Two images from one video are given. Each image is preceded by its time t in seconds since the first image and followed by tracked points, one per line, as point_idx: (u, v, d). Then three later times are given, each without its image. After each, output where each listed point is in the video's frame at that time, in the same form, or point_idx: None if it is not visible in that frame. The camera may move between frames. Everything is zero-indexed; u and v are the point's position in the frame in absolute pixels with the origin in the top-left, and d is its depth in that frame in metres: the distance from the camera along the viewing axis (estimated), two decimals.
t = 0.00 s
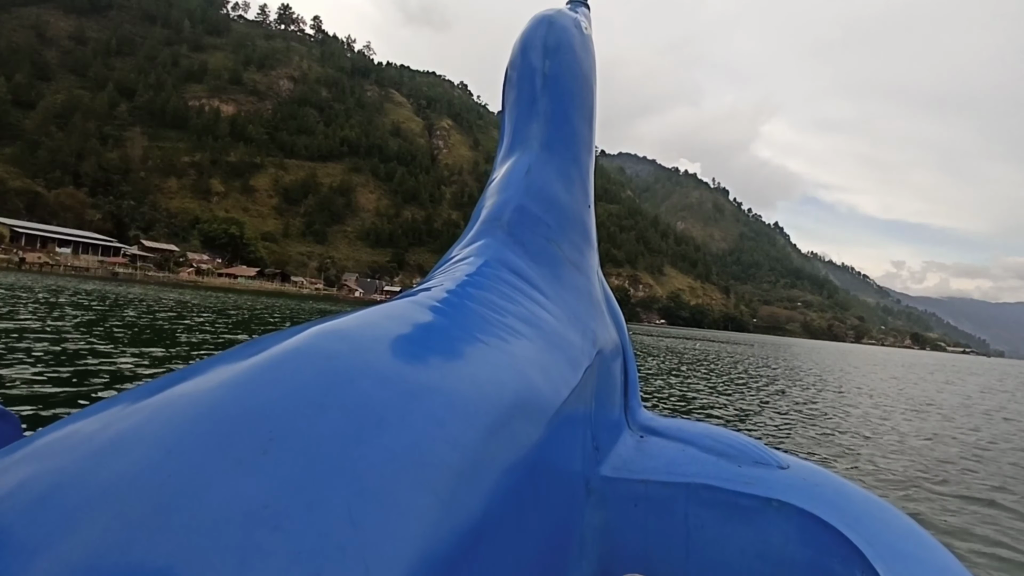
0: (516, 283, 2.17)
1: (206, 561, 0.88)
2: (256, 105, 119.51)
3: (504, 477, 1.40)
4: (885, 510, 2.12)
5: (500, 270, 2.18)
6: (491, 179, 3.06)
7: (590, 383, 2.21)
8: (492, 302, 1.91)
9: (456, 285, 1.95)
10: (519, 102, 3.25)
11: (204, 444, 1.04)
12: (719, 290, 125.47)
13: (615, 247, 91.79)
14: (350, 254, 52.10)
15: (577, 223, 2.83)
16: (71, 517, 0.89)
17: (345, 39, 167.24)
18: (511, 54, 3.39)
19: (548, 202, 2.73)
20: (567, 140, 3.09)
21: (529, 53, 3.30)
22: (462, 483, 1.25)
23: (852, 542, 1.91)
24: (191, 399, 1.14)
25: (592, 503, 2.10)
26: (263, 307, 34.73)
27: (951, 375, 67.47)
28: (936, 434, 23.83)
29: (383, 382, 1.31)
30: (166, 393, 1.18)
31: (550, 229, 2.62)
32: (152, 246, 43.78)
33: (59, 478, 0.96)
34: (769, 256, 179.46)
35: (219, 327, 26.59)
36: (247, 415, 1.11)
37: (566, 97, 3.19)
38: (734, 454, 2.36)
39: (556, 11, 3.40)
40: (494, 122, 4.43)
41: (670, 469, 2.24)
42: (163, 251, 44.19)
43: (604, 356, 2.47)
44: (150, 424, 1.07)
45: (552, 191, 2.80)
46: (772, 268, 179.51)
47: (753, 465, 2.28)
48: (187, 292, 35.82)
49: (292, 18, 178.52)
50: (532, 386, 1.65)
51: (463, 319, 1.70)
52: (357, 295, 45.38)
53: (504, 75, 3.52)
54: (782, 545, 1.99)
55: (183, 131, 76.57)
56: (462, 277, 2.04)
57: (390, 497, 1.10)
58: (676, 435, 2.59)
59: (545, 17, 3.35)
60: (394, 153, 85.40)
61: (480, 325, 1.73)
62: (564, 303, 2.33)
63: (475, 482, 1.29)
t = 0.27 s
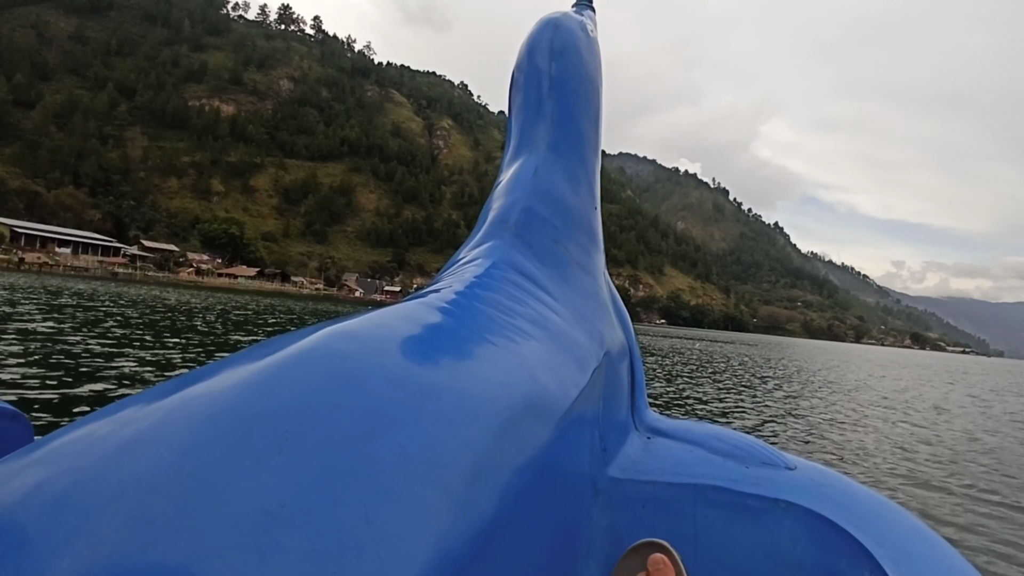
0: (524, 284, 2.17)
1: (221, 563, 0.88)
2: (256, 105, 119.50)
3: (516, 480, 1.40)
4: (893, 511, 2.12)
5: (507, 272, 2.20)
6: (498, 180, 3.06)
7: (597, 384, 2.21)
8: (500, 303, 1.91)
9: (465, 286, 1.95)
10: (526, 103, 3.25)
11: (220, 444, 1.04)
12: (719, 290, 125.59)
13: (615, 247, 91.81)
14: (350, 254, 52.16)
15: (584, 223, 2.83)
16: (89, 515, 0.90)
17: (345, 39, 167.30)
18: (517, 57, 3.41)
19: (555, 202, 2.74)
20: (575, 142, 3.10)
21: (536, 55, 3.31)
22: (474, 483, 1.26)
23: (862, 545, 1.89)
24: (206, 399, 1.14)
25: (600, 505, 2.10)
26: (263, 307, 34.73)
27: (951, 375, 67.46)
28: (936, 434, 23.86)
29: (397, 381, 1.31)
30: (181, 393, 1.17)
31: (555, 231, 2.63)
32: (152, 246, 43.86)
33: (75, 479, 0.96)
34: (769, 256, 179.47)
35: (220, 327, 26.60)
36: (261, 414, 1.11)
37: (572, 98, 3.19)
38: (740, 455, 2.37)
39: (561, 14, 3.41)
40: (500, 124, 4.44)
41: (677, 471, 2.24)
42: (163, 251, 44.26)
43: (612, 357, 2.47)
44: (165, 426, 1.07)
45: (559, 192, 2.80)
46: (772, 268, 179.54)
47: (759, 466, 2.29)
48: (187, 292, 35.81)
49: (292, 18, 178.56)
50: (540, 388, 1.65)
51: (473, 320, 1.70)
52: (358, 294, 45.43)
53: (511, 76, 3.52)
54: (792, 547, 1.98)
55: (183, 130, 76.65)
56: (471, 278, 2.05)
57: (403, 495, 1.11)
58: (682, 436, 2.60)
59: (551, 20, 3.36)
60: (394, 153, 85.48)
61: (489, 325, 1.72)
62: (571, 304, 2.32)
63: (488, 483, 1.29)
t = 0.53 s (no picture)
0: (529, 288, 2.17)
1: (232, 564, 0.87)
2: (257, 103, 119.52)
3: (521, 480, 1.40)
4: (895, 514, 2.12)
5: (513, 274, 2.19)
6: (503, 183, 3.06)
7: (602, 386, 2.21)
8: (504, 305, 1.91)
9: (470, 288, 1.95)
10: (531, 107, 3.26)
11: (230, 444, 1.04)
12: (719, 292, 125.60)
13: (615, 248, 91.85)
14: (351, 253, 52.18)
15: (588, 226, 2.83)
16: (96, 522, 0.89)
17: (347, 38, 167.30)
18: (521, 60, 3.41)
19: (558, 205, 2.74)
20: (579, 144, 3.10)
21: (541, 59, 3.32)
22: (482, 483, 1.25)
23: (866, 549, 1.89)
24: (215, 400, 1.14)
25: (602, 508, 2.10)
26: (264, 305, 34.76)
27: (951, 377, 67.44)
28: (935, 436, 23.91)
29: (404, 382, 1.31)
30: (191, 394, 1.17)
31: (560, 233, 2.63)
32: (152, 244, 43.88)
33: (86, 480, 0.96)
34: (769, 257, 179.52)
35: (220, 325, 26.58)
36: (268, 413, 1.11)
37: (577, 100, 3.19)
38: (742, 458, 2.37)
39: (567, 18, 3.42)
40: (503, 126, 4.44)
41: (681, 472, 2.24)
42: (163, 249, 44.28)
43: (617, 360, 2.47)
44: (175, 428, 1.07)
45: (564, 196, 2.80)
46: (772, 269, 179.52)
47: (763, 469, 2.28)
48: (187, 290, 35.78)
49: (293, 17, 178.51)
50: (546, 390, 1.65)
51: (477, 322, 1.70)
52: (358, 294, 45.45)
53: (514, 79, 3.53)
54: (793, 549, 1.98)
55: (184, 128, 76.65)
56: (476, 280, 2.04)
57: (413, 495, 1.11)
58: (686, 439, 2.59)
59: (557, 24, 3.37)
60: (395, 152, 85.49)
61: (494, 327, 1.72)
62: (576, 306, 2.33)
63: (494, 482, 1.30)
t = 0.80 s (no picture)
0: (526, 287, 2.17)
1: (234, 556, 0.88)
2: (258, 102, 119.51)
3: (519, 477, 1.41)
4: (890, 516, 2.12)
5: (510, 274, 2.19)
6: (501, 183, 3.06)
7: (599, 386, 2.21)
8: (501, 304, 1.92)
9: (467, 288, 1.95)
10: (530, 107, 3.26)
11: (224, 442, 1.04)
12: (719, 293, 125.61)
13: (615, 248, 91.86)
14: (351, 253, 52.21)
15: (586, 226, 2.84)
16: (103, 509, 0.90)
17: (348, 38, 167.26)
18: (521, 61, 3.41)
19: (557, 206, 2.74)
20: (578, 145, 3.10)
21: (540, 60, 3.32)
22: (480, 480, 1.26)
23: (859, 549, 1.90)
24: (218, 396, 1.14)
25: (599, 507, 2.10)
26: (264, 304, 34.78)
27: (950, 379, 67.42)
28: (935, 439, 23.90)
29: (400, 382, 1.31)
30: (189, 391, 1.17)
31: (558, 233, 2.63)
32: (152, 242, 43.88)
33: (84, 473, 0.97)
34: (769, 258, 179.47)
35: (220, 324, 26.57)
36: (265, 415, 1.11)
37: (576, 102, 3.20)
38: (738, 458, 2.37)
39: (566, 19, 3.42)
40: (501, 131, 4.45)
41: (678, 472, 2.24)
42: (163, 247, 44.29)
43: (613, 360, 2.47)
44: (172, 424, 1.07)
45: (562, 196, 2.80)
46: (772, 270, 179.51)
47: (758, 470, 2.28)
48: (186, 289, 35.72)
49: (294, 16, 178.43)
50: (543, 389, 1.65)
51: (476, 322, 1.70)
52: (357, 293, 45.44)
53: (514, 79, 3.53)
54: (789, 550, 1.98)
55: (184, 127, 76.66)
56: (473, 280, 2.05)
57: (407, 490, 1.11)
58: (682, 439, 2.59)
59: (556, 25, 3.37)
60: (395, 152, 85.50)
61: (492, 326, 1.72)
62: (572, 306, 2.33)
63: (492, 480, 1.30)
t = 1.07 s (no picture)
0: (524, 284, 2.18)
1: (230, 552, 0.88)
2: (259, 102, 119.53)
3: (516, 474, 1.41)
4: (886, 514, 2.12)
5: (509, 271, 2.20)
6: (500, 182, 3.07)
7: (596, 384, 2.21)
8: (501, 301, 1.92)
9: (466, 284, 1.96)
10: (529, 104, 3.26)
11: (224, 433, 1.05)
12: (719, 294, 125.71)
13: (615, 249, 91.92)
14: (351, 252, 52.25)
15: (584, 223, 2.84)
16: (97, 506, 0.90)
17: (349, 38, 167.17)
18: (521, 59, 3.42)
19: (557, 203, 2.74)
20: (577, 142, 3.11)
21: (540, 57, 3.32)
22: (476, 474, 1.26)
23: (854, 546, 1.90)
24: (216, 391, 1.15)
25: (595, 504, 2.11)
26: (264, 304, 34.78)
27: (950, 381, 67.47)
28: (934, 440, 23.94)
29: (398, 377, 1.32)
30: (186, 385, 1.18)
31: (557, 231, 2.64)
32: (152, 241, 43.90)
33: (80, 466, 0.97)
34: (769, 259, 179.56)
35: (220, 323, 26.59)
36: (263, 406, 1.11)
37: (575, 99, 3.20)
38: (734, 456, 2.37)
39: (566, 17, 3.42)
40: (501, 129, 4.45)
41: (675, 469, 2.24)
42: (163, 246, 44.33)
43: (610, 357, 2.48)
44: (167, 417, 1.08)
45: (561, 194, 2.81)
46: (772, 271, 179.58)
47: (754, 468, 2.29)
48: (186, 288, 35.69)
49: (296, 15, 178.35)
50: (539, 384, 1.66)
51: (475, 317, 1.71)
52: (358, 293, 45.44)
53: (514, 77, 3.53)
54: (784, 546, 1.99)
55: (185, 126, 76.67)
56: (472, 276, 2.05)
57: (405, 483, 1.11)
58: (679, 437, 2.59)
59: (556, 22, 3.37)
60: (396, 151, 85.50)
61: (489, 324, 1.73)
62: (570, 303, 2.34)
63: (489, 473, 1.30)
